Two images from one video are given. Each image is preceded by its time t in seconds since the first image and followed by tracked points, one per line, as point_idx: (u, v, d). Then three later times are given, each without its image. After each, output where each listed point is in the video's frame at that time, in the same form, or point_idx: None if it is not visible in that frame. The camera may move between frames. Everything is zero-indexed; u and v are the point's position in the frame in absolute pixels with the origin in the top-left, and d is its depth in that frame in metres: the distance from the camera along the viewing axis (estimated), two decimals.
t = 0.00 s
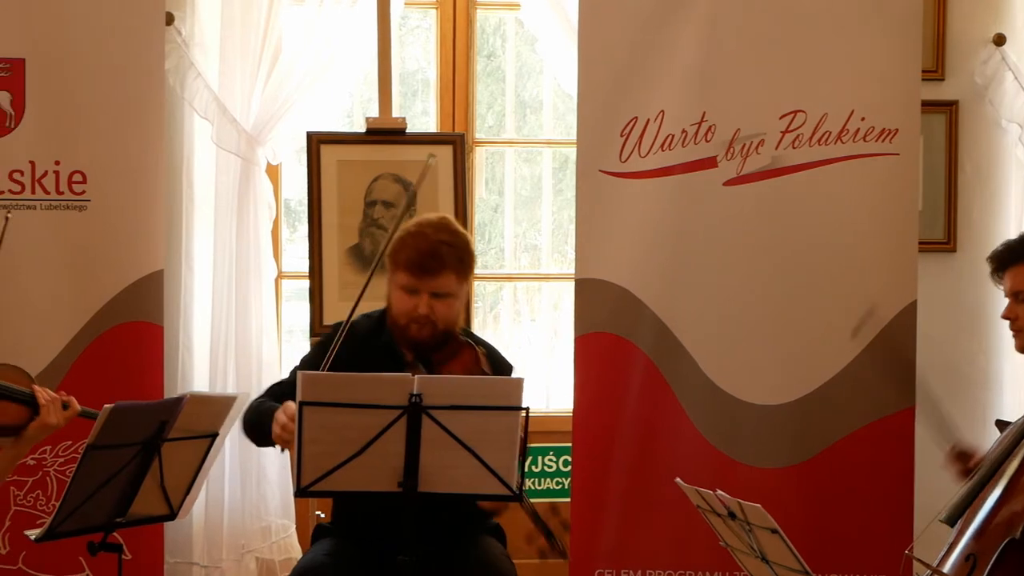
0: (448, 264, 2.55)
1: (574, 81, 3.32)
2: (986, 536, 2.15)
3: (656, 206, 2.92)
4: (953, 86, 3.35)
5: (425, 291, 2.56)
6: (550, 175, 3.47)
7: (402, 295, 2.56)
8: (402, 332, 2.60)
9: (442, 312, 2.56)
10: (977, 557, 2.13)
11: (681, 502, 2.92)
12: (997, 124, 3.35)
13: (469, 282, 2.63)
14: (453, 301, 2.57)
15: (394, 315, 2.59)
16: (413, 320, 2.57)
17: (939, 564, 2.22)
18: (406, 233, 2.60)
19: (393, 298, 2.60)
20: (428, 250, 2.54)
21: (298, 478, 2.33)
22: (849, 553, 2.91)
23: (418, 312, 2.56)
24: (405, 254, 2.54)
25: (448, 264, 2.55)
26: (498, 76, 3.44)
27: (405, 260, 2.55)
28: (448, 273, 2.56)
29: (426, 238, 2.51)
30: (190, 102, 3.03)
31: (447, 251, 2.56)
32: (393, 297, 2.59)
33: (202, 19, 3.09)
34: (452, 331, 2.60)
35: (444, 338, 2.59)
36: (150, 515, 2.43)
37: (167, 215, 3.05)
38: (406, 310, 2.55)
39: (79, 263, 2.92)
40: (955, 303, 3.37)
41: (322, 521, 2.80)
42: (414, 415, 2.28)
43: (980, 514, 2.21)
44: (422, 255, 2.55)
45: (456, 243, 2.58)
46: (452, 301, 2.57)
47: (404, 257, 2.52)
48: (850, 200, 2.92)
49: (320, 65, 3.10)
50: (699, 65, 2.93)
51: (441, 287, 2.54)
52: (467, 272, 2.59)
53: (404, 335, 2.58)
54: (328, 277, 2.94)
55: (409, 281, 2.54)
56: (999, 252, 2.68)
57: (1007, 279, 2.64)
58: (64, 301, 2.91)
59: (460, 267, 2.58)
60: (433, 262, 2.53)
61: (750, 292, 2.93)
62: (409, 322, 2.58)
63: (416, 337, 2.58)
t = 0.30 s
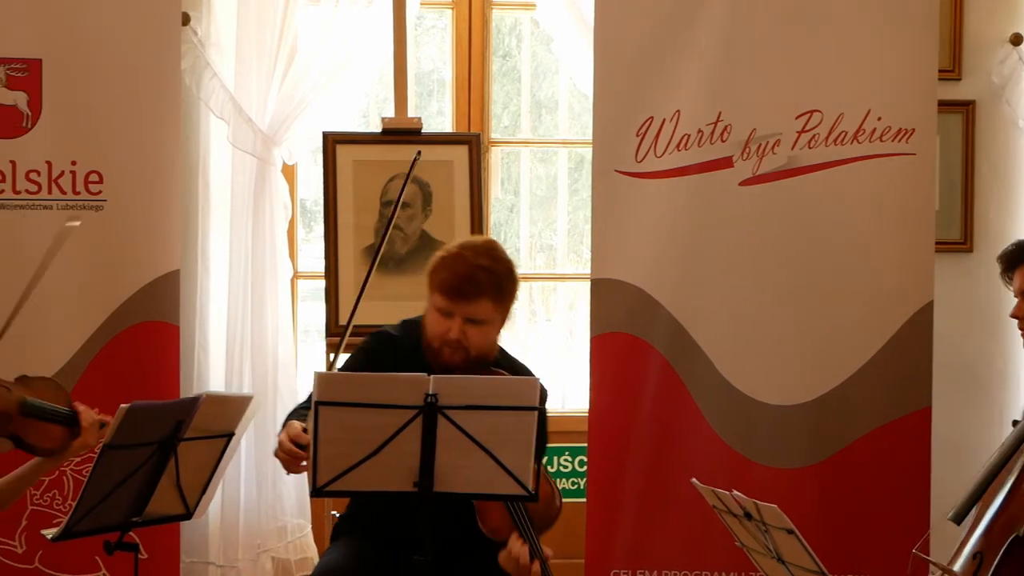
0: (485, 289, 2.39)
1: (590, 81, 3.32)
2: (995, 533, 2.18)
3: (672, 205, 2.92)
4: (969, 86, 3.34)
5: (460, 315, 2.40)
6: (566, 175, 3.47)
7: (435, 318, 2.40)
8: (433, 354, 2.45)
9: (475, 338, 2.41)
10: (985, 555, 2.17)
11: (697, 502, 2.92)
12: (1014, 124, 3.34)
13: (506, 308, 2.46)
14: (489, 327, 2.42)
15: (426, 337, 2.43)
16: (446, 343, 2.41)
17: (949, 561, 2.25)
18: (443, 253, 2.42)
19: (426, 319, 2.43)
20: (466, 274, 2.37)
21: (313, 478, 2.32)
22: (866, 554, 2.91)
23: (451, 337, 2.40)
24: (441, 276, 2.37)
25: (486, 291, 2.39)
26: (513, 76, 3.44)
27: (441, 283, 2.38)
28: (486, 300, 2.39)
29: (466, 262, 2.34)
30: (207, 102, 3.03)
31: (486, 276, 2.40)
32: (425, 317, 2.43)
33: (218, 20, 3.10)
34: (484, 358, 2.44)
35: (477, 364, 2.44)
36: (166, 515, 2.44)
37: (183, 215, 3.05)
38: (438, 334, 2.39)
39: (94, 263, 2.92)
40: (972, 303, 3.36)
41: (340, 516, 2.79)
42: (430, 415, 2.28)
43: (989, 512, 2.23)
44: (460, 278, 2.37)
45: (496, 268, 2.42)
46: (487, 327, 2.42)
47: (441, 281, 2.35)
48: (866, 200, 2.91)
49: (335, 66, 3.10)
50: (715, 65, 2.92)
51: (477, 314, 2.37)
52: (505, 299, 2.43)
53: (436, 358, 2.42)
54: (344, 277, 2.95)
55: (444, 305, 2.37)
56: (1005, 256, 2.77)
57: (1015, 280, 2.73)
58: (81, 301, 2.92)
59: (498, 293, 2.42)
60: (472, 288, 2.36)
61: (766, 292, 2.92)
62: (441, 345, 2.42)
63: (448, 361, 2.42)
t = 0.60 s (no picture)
0: (517, 303, 2.29)
1: (607, 82, 3.31)
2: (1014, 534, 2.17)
3: (689, 205, 2.92)
4: (987, 86, 3.34)
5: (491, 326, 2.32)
6: (583, 175, 3.47)
7: (465, 326, 2.32)
8: (463, 361, 2.38)
9: (504, 350, 2.33)
10: (1004, 558, 2.15)
11: (714, 502, 2.92)
12: None
13: (541, 324, 2.37)
14: (520, 340, 2.33)
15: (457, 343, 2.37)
16: (475, 352, 2.34)
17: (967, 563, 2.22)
18: (480, 261, 2.35)
19: (458, 326, 2.36)
20: (499, 285, 2.29)
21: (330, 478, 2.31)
22: (883, 554, 2.90)
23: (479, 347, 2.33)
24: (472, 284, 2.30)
25: (518, 304, 2.29)
26: (531, 76, 3.44)
27: (474, 291, 2.30)
28: (518, 313, 2.29)
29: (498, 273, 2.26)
30: (224, 103, 3.03)
31: (519, 289, 2.30)
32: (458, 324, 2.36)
33: (236, 20, 3.10)
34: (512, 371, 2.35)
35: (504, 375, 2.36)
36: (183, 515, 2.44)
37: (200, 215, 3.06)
38: (466, 342, 2.32)
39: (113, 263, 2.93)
40: (990, 303, 3.36)
41: (356, 515, 2.79)
42: (447, 415, 2.26)
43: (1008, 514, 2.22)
44: (492, 289, 2.29)
45: (532, 281, 2.32)
46: (518, 341, 2.33)
47: (472, 289, 2.27)
48: (884, 200, 2.91)
49: (353, 66, 3.10)
50: (733, 65, 2.92)
51: (506, 326, 2.28)
52: (538, 315, 2.33)
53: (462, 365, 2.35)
54: (362, 277, 2.95)
55: (473, 314, 2.29)
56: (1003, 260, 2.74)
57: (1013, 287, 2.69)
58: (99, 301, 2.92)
59: (532, 308, 2.32)
60: (502, 299, 2.27)
61: (783, 292, 2.92)
62: (470, 354, 2.35)
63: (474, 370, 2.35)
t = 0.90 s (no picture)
0: (534, 307, 2.28)
1: (622, 82, 3.31)
2: None
3: (705, 205, 2.92)
4: (1004, 87, 3.34)
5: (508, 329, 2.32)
6: (598, 175, 3.47)
7: (483, 329, 2.32)
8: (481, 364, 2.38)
9: (521, 355, 2.32)
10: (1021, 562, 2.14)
11: (730, 502, 2.92)
12: None
13: (560, 331, 2.36)
14: (537, 345, 2.32)
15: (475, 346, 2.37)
16: (492, 355, 2.34)
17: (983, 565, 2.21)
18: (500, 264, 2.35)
19: (478, 328, 2.36)
20: (518, 289, 2.29)
21: (345, 478, 2.30)
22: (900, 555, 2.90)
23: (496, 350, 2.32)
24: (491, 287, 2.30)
25: (536, 309, 2.28)
26: (546, 76, 3.44)
27: (493, 294, 2.30)
28: (535, 318, 2.29)
29: (516, 276, 2.26)
30: (240, 103, 3.03)
31: (538, 294, 2.30)
32: (477, 326, 2.36)
33: (251, 20, 3.10)
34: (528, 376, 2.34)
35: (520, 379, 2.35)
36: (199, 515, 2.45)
37: (215, 214, 3.06)
38: (483, 344, 2.32)
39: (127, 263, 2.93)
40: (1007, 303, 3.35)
41: (371, 515, 2.78)
42: (463, 416, 2.25)
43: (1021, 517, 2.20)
44: (511, 292, 2.29)
45: (551, 286, 2.31)
46: (534, 346, 2.32)
47: (490, 291, 2.27)
48: (900, 199, 2.90)
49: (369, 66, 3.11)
50: (749, 65, 2.92)
51: (523, 330, 2.28)
52: (557, 322, 2.32)
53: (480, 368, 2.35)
54: (377, 276, 2.95)
55: (491, 316, 2.29)
56: (997, 267, 2.43)
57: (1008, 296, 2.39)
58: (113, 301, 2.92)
59: (551, 314, 2.31)
60: (520, 303, 2.27)
61: (799, 292, 2.92)
62: (487, 357, 2.35)
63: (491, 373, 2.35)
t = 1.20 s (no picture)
0: (517, 301, 2.31)
1: (637, 82, 3.31)
2: None
3: (720, 205, 2.92)
4: (1020, 87, 3.33)
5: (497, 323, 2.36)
6: (613, 175, 3.47)
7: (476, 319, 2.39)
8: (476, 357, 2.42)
9: (504, 348, 2.34)
10: None
11: (745, 503, 2.92)
12: None
13: (549, 333, 2.34)
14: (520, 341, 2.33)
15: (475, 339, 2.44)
16: (483, 347, 2.38)
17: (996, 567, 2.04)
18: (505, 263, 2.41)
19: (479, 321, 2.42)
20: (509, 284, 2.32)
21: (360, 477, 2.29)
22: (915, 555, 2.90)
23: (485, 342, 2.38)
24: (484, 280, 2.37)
25: (521, 304, 2.30)
26: (561, 76, 3.44)
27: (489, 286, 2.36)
28: (516, 312, 2.31)
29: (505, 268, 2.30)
30: (254, 103, 3.04)
31: (529, 292, 2.32)
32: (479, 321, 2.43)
33: (265, 20, 3.10)
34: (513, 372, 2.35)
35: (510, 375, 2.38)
36: (215, 514, 2.45)
37: (230, 215, 3.06)
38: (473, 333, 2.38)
39: (142, 263, 2.93)
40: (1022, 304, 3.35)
41: (386, 515, 2.79)
42: (477, 416, 2.23)
43: None
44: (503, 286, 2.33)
45: (539, 284, 2.32)
46: (516, 341, 2.33)
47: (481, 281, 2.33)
48: (915, 200, 2.90)
49: (383, 66, 3.11)
50: (764, 65, 2.92)
51: (505, 323, 2.31)
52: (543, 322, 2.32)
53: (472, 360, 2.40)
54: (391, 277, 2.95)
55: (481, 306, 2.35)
56: (992, 275, 2.43)
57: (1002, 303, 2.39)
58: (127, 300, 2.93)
59: (538, 313, 2.32)
60: (505, 295, 2.31)
61: (814, 293, 2.91)
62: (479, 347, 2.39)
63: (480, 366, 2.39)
